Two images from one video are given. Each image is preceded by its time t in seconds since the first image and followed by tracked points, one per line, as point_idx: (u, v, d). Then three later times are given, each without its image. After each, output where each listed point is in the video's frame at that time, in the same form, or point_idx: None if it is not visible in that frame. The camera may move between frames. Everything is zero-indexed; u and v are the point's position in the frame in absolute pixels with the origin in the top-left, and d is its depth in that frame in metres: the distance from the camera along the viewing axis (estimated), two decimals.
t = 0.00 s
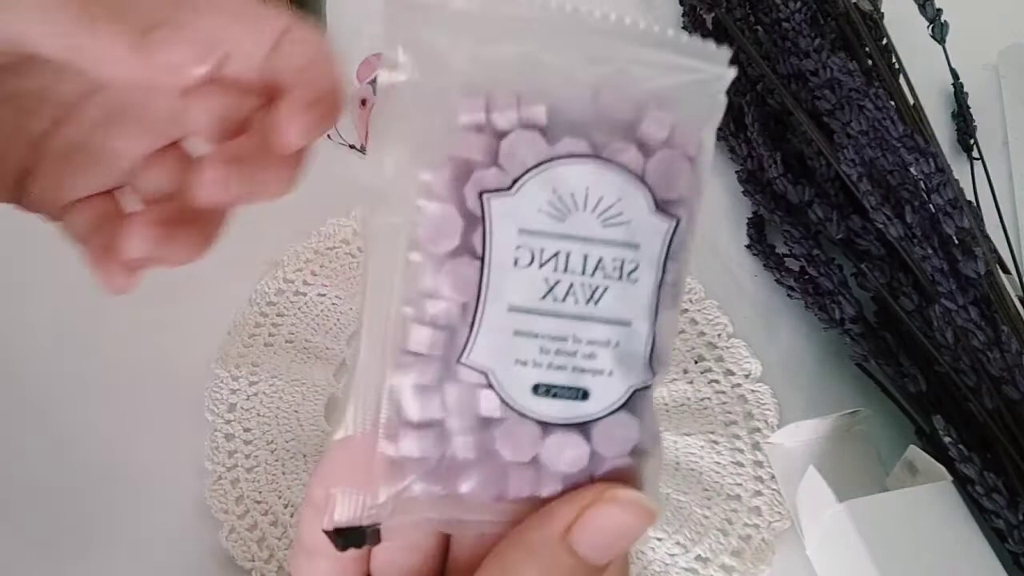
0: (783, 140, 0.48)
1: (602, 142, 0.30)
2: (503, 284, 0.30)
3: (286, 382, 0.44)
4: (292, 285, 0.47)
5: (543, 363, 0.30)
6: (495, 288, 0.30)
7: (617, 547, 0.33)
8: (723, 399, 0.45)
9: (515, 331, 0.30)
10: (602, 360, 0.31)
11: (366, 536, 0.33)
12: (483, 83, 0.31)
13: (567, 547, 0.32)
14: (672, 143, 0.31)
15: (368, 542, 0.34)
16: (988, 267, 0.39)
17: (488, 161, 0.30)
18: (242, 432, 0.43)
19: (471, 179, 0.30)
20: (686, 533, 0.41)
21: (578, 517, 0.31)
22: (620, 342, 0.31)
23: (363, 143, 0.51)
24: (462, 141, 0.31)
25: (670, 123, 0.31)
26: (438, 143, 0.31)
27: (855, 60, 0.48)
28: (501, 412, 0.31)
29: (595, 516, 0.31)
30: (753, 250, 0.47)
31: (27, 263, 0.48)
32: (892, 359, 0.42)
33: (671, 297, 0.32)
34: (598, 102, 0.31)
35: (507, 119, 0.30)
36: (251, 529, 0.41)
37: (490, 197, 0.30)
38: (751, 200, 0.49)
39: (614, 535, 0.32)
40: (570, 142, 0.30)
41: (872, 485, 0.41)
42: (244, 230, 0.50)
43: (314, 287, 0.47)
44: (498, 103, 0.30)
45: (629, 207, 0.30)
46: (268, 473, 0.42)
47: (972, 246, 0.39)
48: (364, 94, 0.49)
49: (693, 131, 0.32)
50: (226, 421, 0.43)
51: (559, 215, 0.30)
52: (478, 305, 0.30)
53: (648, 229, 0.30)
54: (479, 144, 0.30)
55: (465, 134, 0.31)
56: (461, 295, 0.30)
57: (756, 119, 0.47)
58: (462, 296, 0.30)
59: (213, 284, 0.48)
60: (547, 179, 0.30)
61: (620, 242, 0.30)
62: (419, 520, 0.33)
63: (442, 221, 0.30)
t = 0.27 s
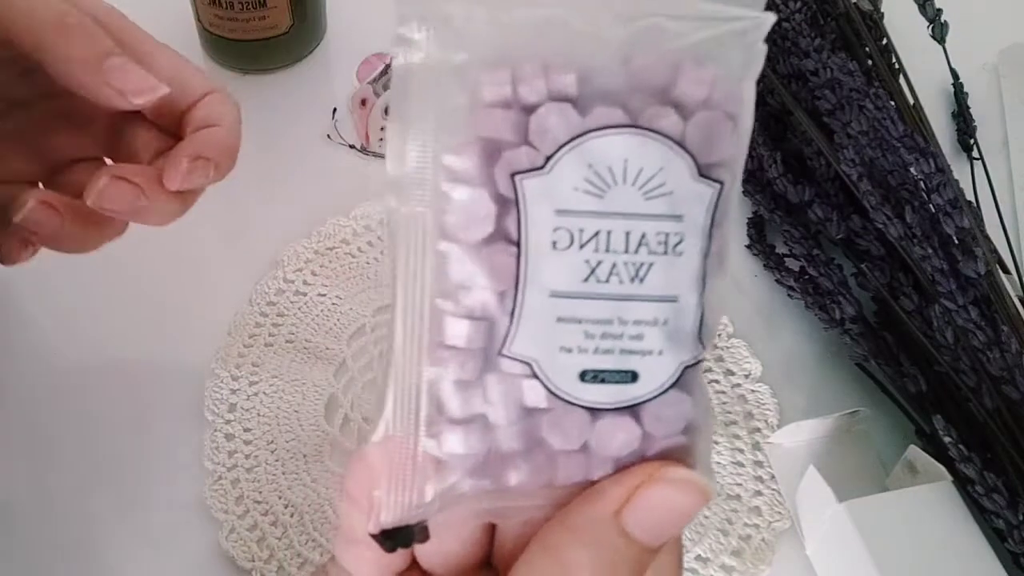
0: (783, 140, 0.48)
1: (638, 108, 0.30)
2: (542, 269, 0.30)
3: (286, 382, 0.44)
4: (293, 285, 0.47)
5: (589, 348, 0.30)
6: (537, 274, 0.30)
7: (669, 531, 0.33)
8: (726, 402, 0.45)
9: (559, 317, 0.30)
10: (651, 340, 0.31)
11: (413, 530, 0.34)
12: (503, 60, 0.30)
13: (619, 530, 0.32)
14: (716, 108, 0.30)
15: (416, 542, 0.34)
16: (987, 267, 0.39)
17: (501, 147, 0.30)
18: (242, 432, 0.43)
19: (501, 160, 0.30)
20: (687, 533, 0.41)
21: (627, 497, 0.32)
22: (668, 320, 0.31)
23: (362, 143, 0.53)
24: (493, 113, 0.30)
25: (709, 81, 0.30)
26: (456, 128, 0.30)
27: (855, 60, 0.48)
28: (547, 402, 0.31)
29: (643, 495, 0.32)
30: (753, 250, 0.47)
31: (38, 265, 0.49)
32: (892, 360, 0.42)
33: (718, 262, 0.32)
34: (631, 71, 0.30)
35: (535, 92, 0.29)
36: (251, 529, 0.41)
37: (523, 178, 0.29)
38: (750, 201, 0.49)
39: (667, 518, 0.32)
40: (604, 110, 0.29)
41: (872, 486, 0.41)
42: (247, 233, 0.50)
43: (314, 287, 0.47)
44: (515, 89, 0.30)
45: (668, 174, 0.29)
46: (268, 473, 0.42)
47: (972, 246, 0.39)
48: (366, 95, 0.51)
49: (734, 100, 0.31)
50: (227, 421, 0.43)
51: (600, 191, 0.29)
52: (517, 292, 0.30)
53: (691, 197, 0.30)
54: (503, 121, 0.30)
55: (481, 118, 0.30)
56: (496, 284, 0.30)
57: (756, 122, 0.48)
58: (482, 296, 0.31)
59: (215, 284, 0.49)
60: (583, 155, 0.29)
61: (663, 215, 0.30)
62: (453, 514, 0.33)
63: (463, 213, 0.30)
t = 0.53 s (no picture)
0: (783, 140, 0.48)
1: (608, 87, 0.28)
2: (518, 255, 0.29)
3: (286, 382, 0.44)
4: (293, 285, 0.47)
5: (568, 332, 0.30)
6: (511, 262, 0.29)
7: (660, 505, 0.33)
8: (724, 402, 0.45)
9: (536, 304, 0.29)
10: (631, 319, 0.30)
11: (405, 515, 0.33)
12: (470, 43, 0.28)
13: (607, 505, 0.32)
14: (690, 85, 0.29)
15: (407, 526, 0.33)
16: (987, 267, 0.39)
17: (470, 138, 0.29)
18: (242, 432, 0.43)
19: (470, 149, 0.29)
20: (687, 533, 0.41)
21: (615, 474, 0.31)
22: (647, 300, 0.30)
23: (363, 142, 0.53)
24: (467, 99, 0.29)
25: (680, 56, 0.29)
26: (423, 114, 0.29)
27: (855, 60, 0.48)
28: (529, 386, 0.31)
29: (631, 473, 0.31)
30: (753, 250, 0.47)
31: (39, 263, 0.49)
32: (892, 359, 0.42)
33: (697, 234, 0.31)
34: (600, 49, 0.28)
35: (502, 79, 0.28)
36: (251, 529, 0.41)
37: (493, 165, 0.28)
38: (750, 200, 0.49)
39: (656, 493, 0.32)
40: (573, 93, 0.28)
41: (872, 486, 0.41)
42: (247, 232, 0.50)
43: (314, 287, 0.47)
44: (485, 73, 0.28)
45: (641, 152, 0.28)
46: (269, 473, 0.42)
47: (972, 246, 0.39)
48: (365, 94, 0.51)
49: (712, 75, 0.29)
50: (227, 421, 0.43)
51: (571, 174, 0.28)
52: (491, 277, 0.29)
53: (665, 173, 0.29)
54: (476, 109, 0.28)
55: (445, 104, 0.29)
56: (473, 273, 0.30)
57: (756, 119, 0.47)
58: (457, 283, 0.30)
59: (215, 282, 0.49)
60: (551, 139, 0.28)
61: (639, 194, 0.29)
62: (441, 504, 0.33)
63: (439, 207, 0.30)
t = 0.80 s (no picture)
0: (783, 140, 0.48)
1: (622, 91, 0.28)
2: (527, 257, 0.29)
3: (286, 382, 0.44)
4: (293, 285, 0.47)
5: (577, 336, 0.30)
6: (520, 264, 0.29)
7: (666, 510, 0.32)
8: (727, 404, 0.44)
9: (546, 306, 0.29)
10: (641, 326, 0.30)
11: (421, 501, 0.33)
12: (487, 45, 0.29)
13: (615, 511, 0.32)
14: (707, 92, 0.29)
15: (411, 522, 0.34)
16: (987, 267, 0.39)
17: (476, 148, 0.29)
18: (242, 432, 0.43)
19: (484, 150, 0.29)
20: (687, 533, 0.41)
21: (620, 478, 0.31)
22: (658, 307, 0.30)
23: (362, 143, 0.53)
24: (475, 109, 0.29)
25: (697, 63, 0.29)
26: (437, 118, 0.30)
27: (855, 60, 0.48)
28: (536, 389, 0.30)
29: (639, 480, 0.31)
30: (753, 250, 0.47)
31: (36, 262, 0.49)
32: (892, 359, 0.42)
33: (711, 244, 0.31)
34: (614, 52, 0.29)
35: (518, 81, 0.28)
36: (251, 529, 0.41)
37: (505, 166, 0.28)
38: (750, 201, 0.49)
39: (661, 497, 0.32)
40: (588, 98, 0.28)
41: (871, 486, 0.41)
42: (248, 232, 0.50)
43: (315, 287, 0.47)
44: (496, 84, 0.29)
45: (654, 158, 0.28)
46: (269, 473, 0.42)
47: (972, 246, 0.39)
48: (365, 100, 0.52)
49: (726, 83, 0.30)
50: (227, 421, 0.43)
51: (584, 177, 0.28)
52: (502, 280, 0.29)
53: (680, 182, 0.29)
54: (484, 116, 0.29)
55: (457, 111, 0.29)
56: (484, 273, 0.29)
57: (755, 121, 0.47)
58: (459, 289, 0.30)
59: (213, 282, 0.49)
60: (565, 142, 0.28)
61: (651, 201, 0.29)
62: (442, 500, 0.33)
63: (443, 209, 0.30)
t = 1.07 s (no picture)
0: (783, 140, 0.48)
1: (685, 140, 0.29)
2: (556, 276, 0.30)
3: (286, 382, 0.44)
4: (293, 285, 0.47)
5: (574, 360, 0.30)
6: (543, 283, 0.30)
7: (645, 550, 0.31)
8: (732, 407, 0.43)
9: (558, 323, 0.30)
10: (632, 373, 0.29)
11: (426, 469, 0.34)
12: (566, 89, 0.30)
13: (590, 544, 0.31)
14: (764, 180, 0.29)
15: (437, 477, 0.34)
16: (987, 267, 0.39)
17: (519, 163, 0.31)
18: (242, 432, 0.43)
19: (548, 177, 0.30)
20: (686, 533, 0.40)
21: (604, 508, 0.30)
22: (654, 360, 0.29)
23: (363, 143, 0.53)
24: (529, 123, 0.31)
25: (769, 146, 0.29)
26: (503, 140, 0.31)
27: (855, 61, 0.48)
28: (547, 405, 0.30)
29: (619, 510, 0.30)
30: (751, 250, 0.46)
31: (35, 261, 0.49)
32: (892, 359, 0.42)
33: (743, 333, 0.29)
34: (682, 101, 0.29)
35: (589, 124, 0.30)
36: (251, 529, 0.41)
37: (558, 191, 0.29)
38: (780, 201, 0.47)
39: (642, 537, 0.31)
40: (646, 154, 0.29)
41: (871, 486, 0.42)
42: (248, 233, 0.50)
43: (314, 287, 0.47)
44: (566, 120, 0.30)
45: (689, 225, 0.28)
46: (269, 473, 0.42)
47: (972, 246, 0.39)
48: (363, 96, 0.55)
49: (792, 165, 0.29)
50: (227, 421, 0.43)
51: (619, 220, 0.29)
52: (528, 296, 0.30)
53: (710, 255, 0.28)
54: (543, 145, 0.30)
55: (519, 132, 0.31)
56: (527, 281, 0.30)
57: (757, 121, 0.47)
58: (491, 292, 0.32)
59: (211, 282, 0.49)
60: (615, 184, 0.29)
61: (673, 260, 0.28)
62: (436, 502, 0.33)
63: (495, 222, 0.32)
